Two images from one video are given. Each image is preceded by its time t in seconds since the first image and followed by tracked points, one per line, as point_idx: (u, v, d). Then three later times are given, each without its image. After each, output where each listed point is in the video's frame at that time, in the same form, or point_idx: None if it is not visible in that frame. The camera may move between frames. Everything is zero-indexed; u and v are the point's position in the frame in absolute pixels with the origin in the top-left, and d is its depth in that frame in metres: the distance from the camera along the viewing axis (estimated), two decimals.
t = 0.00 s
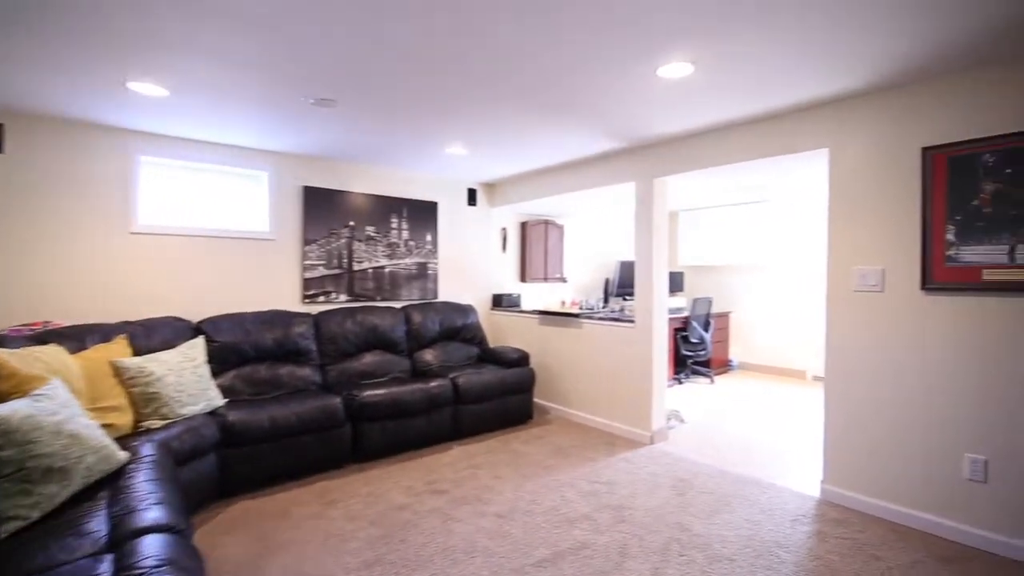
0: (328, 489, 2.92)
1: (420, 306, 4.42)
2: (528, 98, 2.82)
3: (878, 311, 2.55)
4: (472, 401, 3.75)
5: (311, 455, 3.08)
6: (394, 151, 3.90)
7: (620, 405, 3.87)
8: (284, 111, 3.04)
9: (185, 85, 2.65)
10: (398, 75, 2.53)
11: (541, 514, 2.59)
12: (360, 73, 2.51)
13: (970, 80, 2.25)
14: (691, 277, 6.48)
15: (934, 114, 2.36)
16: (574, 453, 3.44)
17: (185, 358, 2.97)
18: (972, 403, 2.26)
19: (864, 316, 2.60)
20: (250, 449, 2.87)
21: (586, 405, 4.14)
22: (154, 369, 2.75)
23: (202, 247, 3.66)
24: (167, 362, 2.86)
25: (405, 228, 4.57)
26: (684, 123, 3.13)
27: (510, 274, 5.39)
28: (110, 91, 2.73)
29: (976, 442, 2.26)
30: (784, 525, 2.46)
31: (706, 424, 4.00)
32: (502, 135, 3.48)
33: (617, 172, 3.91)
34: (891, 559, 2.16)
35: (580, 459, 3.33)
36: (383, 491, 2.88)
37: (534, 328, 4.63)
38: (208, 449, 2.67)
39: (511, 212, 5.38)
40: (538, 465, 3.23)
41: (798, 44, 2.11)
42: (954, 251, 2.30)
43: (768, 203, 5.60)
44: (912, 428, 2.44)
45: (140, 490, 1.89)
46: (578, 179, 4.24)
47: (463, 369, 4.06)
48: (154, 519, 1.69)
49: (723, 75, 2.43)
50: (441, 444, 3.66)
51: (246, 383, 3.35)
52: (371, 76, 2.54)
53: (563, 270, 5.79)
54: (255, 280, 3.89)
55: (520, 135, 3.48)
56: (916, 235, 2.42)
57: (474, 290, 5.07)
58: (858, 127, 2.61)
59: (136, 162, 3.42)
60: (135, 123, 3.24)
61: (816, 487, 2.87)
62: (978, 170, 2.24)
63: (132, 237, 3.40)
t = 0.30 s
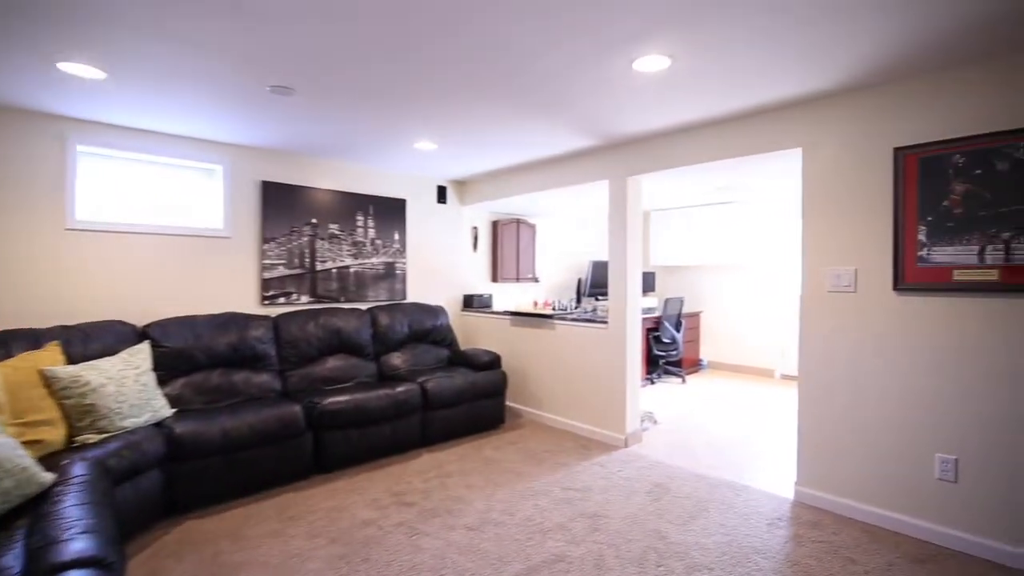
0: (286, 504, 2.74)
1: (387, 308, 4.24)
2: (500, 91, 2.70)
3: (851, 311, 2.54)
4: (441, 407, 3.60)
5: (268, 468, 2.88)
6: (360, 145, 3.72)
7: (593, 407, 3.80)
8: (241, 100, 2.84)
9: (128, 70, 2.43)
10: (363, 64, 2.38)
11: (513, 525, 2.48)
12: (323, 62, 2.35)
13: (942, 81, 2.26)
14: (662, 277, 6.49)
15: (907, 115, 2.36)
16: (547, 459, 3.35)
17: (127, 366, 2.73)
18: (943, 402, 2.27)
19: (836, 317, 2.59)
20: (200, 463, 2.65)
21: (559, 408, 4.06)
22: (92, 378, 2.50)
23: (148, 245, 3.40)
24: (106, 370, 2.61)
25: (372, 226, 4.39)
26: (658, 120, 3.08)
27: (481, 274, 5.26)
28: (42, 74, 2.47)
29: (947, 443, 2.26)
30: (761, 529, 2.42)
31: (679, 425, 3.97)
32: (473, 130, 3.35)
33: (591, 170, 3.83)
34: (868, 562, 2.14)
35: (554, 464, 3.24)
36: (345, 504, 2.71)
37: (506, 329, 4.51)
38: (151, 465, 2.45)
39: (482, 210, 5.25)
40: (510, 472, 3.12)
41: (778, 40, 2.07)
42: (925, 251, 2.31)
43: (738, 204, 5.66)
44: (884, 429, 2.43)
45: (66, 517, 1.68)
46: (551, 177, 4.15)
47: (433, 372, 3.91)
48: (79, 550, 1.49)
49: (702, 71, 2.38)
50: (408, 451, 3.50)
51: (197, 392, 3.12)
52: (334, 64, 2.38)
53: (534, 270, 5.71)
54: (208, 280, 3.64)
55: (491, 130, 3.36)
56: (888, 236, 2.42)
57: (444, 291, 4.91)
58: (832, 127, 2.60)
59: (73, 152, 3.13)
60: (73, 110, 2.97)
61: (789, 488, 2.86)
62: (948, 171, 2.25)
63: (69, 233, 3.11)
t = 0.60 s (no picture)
0: (251, 518, 2.59)
1: (360, 309, 4.10)
2: (477, 86, 2.62)
3: (829, 313, 2.53)
4: (417, 412, 3.49)
5: (231, 479, 2.73)
6: (332, 140, 3.59)
7: (573, 410, 3.74)
8: (204, 91, 2.69)
9: (78, 55, 2.26)
10: (334, 55, 2.27)
11: (491, 536, 2.39)
12: (292, 52, 2.23)
13: (920, 82, 2.26)
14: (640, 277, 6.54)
15: (884, 116, 2.36)
16: (526, 464, 3.27)
17: (76, 373, 2.53)
18: (920, 403, 2.27)
19: (815, 318, 2.58)
20: (157, 476, 2.49)
21: (538, 412, 3.98)
22: (35, 388, 2.31)
23: (104, 243, 3.20)
24: (53, 378, 2.41)
25: (344, 225, 4.24)
26: (639, 118, 3.03)
27: (458, 274, 5.16)
28: None
29: (924, 444, 2.26)
30: (742, 534, 2.39)
31: (658, 427, 3.95)
32: (450, 126, 3.26)
33: (570, 169, 3.77)
34: (849, 566, 2.12)
35: (532, 470, 3.16)
36: (314, 517, 2.58)
37: (483, 331, 4.42)
38: (102, 480, 2.28)
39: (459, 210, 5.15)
40: (488, 479, 3.03)
41: (762, 37, 2.03)
42: (902, 253, 2.31)
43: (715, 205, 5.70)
44: (861, 430, 2.43)
45: None
46: (530, 176, 4.08)
47: (407, 376, 3.79)
48: None
49: (685, 68, 2.34)
50: (382, 459, 3.38)
51: (155, 400, 2.94)
52: (303, 53, 2.26)
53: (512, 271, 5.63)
54: (169, 281, 3.45)
55: (468, 127, 3.27)
56: (866, 237, 2.41)
57: (420, 292, 4.79)
58: (811, 127, 2.59)
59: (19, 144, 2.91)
60: (19, 98, 2.77)
61: (768, 490, 2.84)
62: (924, 173, 2.25)
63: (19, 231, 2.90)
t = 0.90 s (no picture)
0: (219, 530, 2.46)
1: (338, 310, 3.98)
2: (458, 81, 2.54)
3: (814, 313, 2.52)
4: (397, 416, 3.39)
5: (199, 489, 2.59)
6: (307, 135, 3.46)
7: (556, 412, 3.67)
8: (170, 82, 2.55)
9: (29, 42, 2.11)
10: (307, 45, 2.16)
11: (472, 545, 2.31)
12: (264, 43, 2.12)
13: (904, 81, 2.26)
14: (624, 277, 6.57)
15: (868, 115, 2.35)
16: (508, 468, 3.20)
17: (30, 379, 2.38)
18: (903, 404, 2.27)
19: (800, 318, 2.56)
20: (118, 487, 2.35)
21: (521, 414, 3.91)
22: None
23: (65, 241, 3.02)
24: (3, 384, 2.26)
25: (321, 223, 4.11)
26: (624, 116, 2.98)
27: (440, 274, 5.06)
28: None
29: (907, 444, 2.26)
30: (728, 538, 2.36)
31: (642, 428, 3.91)
32: (430, 122, 3.17)
33: (553, 167, 3.71)
34: (835, 569, 2.10)
35: (515, 474, 3.09)
36: (287, 528, 2.46)
37: (465, 332, 4.33)
38: (57, 493, 2.14)
39: (441, 208, 5.05)
40: (469, 484, 2.94)
41: (752, 35, 2.00)
42: (887, 253, 2.30)
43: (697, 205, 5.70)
44: (845, 432, 2.42)
45: None
46: (513, 174, 4.00)
47: (387, 379, 3.68)
48: None
49: (671, 65, 2.29)
50: (359, 465, 3.27)
51: (118, 406, 2.79)
52: (274, 44, 2.14)
53: (495, 270, 5.56)
54: (134, 282, 3.28)
55: (449, 123, 3.18)
56: (851, 237, 2.40)
57: (400, 292, 4.68)
58: (795, 126, 2.57)
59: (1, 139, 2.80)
60: None
61: (753, 492, 2.82)
62: (908, 172, 2.24)
63: None
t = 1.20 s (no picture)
0: (188, 545, 2.32)
1: (317, 310, 3.83)
2: (442, 71, 2.43)
3: (805, 313, 2.47)
4: (378, 420, 3.26)
5: (166, 501, 2.44)
6: (285, 127, 3.32)
7: (543, 415, 3.59)
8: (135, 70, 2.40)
9: None
10: (282, 32, 2.04)
11: (457, 556, 2.20)
12: (235, 29, 1.98)
13: (899, 76, 2.21)
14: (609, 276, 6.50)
15: (861, 111, 2.31)
16: (494, 473, 3.10)
17: None
18: (894, 404, 2.23)
19: (791, 317, 2.51)
20: (75, 501, 2.18)
21: (507, 417, 3.82)
22: None
23: (22, 237, 2.82)
24: None
25: (299, 220, 3.96)
26: (613, 111, 2.91)
27: (423, 273, 4.93)
28: None
29: (898, 445, 2.22)
30: (721, 544, 2.29)
31: (629, 430, 3.85)
32: (413, 114, 3.05)
33: (540, 164, 3.62)
34: None
35: (502, 480, 2.99)
36: (261, 542, 2.33)
37: (449, 333, 4.22)
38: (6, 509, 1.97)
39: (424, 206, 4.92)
40: (454, 491, 2.84)
41: (748, 27, 1.94)
42: (879, 251, 2.26)
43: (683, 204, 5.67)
44: (836, 432, 2.38)
45: None
46: (498, 171, 3.90)
47: (367, 382, 3.54)
48: None
49: (664, 57, 2.22)
50: (338, 472, 3.13)
51: (78, 414, 2.62)
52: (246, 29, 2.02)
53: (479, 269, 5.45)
54: (100, 281, 3.10)
55: (432, 116, 3.07)
56: (843, 235, 2.36)
57: (382, 292, 4.54)
58: (787, 122, 2.52)
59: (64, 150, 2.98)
60: None
61: (744, 495, 2.77)
62: (901, 169, 2.21)
63: (29, 229, 2.84)
